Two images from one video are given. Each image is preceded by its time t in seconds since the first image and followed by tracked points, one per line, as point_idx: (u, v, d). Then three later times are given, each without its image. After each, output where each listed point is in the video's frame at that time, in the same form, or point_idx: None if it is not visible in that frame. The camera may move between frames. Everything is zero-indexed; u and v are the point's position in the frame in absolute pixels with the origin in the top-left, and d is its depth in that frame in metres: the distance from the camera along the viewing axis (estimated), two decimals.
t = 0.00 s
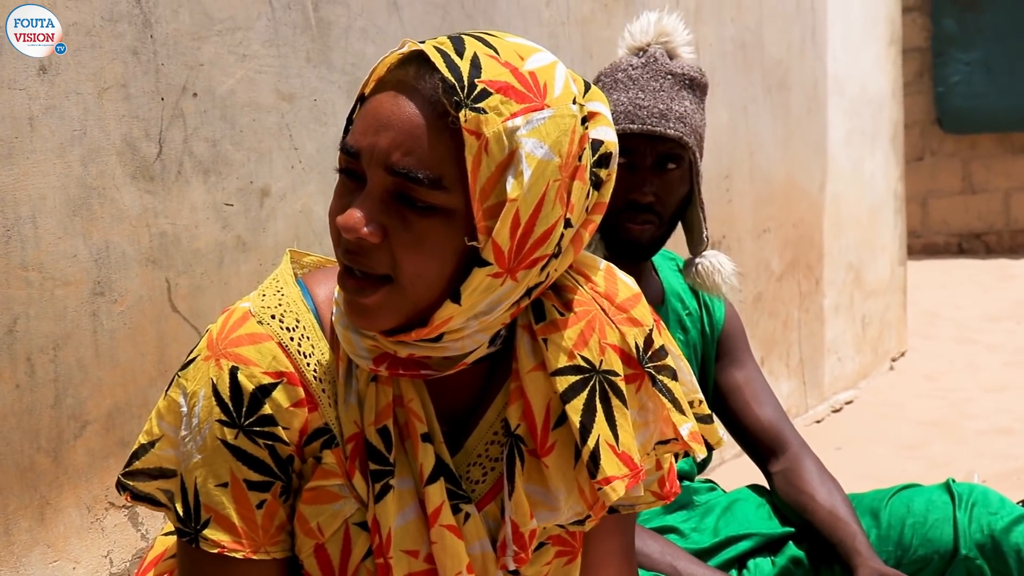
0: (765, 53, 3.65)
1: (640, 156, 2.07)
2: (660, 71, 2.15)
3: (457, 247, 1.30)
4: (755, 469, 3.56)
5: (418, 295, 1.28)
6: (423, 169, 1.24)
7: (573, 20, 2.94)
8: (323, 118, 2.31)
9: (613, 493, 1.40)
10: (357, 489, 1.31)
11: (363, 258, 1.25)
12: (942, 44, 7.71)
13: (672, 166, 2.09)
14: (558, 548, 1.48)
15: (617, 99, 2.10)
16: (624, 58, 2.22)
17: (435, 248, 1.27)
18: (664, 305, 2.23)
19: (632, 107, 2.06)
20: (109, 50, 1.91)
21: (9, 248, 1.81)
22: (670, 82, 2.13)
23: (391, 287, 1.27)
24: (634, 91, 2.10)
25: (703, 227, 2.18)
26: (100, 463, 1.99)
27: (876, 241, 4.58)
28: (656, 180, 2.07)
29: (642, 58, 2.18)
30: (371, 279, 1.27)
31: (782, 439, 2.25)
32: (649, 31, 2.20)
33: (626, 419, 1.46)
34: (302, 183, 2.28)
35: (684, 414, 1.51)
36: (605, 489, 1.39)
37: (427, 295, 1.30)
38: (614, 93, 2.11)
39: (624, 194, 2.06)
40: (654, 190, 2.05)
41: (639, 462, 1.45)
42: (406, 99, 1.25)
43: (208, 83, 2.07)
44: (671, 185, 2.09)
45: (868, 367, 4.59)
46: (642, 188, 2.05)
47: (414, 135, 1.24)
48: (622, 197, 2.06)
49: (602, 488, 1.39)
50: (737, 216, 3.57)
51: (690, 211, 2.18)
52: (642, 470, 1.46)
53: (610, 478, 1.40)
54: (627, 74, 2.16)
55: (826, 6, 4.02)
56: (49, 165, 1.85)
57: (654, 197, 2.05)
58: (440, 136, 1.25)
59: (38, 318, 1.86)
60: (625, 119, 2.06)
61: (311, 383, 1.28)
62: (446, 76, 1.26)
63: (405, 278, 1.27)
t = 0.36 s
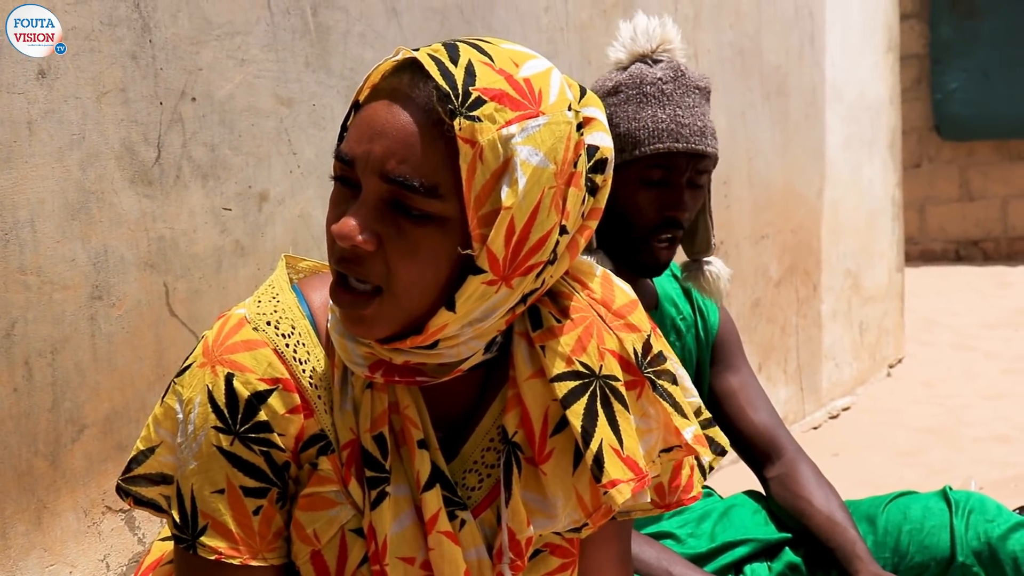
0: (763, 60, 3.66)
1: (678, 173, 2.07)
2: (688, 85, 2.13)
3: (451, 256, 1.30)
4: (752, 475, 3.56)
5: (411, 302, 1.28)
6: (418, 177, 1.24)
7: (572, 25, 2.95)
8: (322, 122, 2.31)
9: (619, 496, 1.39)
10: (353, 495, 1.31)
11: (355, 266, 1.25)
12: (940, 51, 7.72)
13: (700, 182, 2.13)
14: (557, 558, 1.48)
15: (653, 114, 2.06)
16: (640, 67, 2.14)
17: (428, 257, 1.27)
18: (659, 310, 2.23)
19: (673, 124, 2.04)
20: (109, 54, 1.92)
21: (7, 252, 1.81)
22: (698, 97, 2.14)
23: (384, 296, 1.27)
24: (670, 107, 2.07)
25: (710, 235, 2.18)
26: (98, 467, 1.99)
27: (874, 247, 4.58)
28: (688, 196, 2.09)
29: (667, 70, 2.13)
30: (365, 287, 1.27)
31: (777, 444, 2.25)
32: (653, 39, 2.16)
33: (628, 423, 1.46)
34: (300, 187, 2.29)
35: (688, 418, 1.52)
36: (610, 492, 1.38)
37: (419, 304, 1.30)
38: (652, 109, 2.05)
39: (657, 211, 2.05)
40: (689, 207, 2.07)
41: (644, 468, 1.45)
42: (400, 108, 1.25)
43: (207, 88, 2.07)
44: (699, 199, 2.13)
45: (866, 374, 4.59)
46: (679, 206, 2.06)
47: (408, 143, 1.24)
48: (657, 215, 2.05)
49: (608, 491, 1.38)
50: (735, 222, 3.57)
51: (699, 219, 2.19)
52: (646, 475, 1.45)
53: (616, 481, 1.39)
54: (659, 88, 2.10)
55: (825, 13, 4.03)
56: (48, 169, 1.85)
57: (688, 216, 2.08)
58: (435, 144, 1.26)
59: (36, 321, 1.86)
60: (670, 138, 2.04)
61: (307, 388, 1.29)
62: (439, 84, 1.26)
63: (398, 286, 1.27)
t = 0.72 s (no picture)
0: (767, 60, 3.66)
1: (699, 181, 2.12)
2: (707, 93, 2.18)
3: (456, 251, 1.31)
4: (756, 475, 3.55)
5: (410, 296, 1.29)
6: (425, 170, 1.25)
7: (574, 26, 2.95)
8: (325, 123, 2.31)
9: (632, 485, 1.38)
10: (350, 490, 1.34)
11: (355, 256, 1.26)
12: (944, 50, 7.71)
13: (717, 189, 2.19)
14: (558, 558, 1.48)
15: (677, 123, 2.09)
16: (660, 73, 2.16)
17: (429, 250, 1.28)
18: (661, 310, 2.24)
19: (699, 134, 2.09)
20: (111, 55, 1.92)
21: (11, 253, 1.81)
22: (715, 104, 2.19)
23: (383, 287, 1.27)
24: (693, 116, 2.11)
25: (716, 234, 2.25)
26: (102, 467, 1.99)
27: (878, 247, 4.57)
28: (708, 203, 2.14)
29: (688, 78, 2.17)
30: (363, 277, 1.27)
31: (781, 444, 2.25)
32: (668, 42, 2.20)
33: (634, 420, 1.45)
34: (303, 188, 2.29)
35: (682, 424, 1.51)
36: (622, 482, 1.37)
37: (418, 299, 1.30)
38: (677, 119, 2.08)
39: (678, 218, 2.09)
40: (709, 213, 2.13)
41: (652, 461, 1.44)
42: (412, 98, 1.27)
43: (210, 88, 2.07)
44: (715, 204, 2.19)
45: (869, 374, 4.58)
46: (701, 213, 2.10)
47: (417, 134, 1.26)
48: (678, 222, 2.09)
49: (619, 481, 1.37)
50: (739, 223, 3.57)
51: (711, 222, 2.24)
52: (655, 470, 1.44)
53: (627, 471, 1.38)
54: (682, 96, 2.13)
55: (828, 13, 4.02)
56: (51, 170, 1.85)
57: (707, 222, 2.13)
58: (444, 138, 1.27)
59: (39, 322, 1.86)
60: (695, 147, 2.09)
61: (297, 386, 1.32)
62: (452, 79, 1.28)
63: (397, 279, 1.27)
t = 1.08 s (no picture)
0: (765, 63, 3.66)
1: (699, 189, 2.13)
2: (709, 100, 2.19)
3: (442, 250, 1.31)
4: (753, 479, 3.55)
5: (402, 298, 1.29)
6: (409, 172, 1.26)
7: (573, 28, 2.95)
8: (323, 126, 2.31)
9: (626, 482, 1.38)
10: (344, 496, 1.34)
11: (347, 261, 1.26)
12: (943, 54, 7.71)
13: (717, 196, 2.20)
14: (553, 558, 1.47)
15: (679, 130, 2.10)
16: (662, 78, 2.17)
17: (418, 252, 1.28)
18: (658, 314, 2.23)
19: (700, 142, 2.10)
20: (108, 57, 1.91)
21: (7, 255, 1.81)
22: (717, 112, 2.20)
23: (374, 293, 1.28)
24: (695, 123, 2.12)
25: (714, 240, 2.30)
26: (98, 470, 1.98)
27: (876, 251, 4.57)
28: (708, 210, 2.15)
29: (691, 85, 2.18)
30: (356, 284, 1.28)
31: (778, 448, 2.25)
32: (671, 47, 2.20)
33: (628, 417, 1.45)
34: (301, 191, 2.28)
35: (672, 423, 1.50)
36: (617, 479, 1.38)
37: (412, 300, 1.31)
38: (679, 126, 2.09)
39: (678, 223, 2.10)
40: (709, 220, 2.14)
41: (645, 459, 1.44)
42: (392, 102, 1.27)
43: (208, 90, 2.07)
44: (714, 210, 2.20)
45: (867, 378, 4.58)
46: (700, 220, 2.11)
47: (398, 137, 1.26)
48: (678, 228, 2.10)
49: (615, 478, 1.38)
50: (737, 226, 3.57)
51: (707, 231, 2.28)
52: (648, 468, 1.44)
53: (622, 468, 1.39)
54: (684, 103, 2.14)
55: (827, 16, 4.03)
56: (48, 173, 1.85)
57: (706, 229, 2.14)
58: (425, 140, 1.28)
59: (36, 325, 1.86)
60: (696, 155, 2.10)
61: (291, 395, 1.32)
62: (432, 80, 1.28)
63: (390, 283, 1.28)
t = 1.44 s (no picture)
0: (758, 69, 3.67)
1: (690, 195, 2.13)
2: (702, 107, 2.18)
3: (429, 256, 1.31)
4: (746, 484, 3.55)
5: (392, 304, 1.30)
6: (398, 177, 1.26)
7: (565, 34, 2.95)
8: (314, 131, 2.31)
9: (600, 503, 1.39)
10: (332, 505, 1.34)
11: (336, 266, 1.27)
12: (936, 60, 7.73)
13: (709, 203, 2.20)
14: (542, 565, 1.49)
15: (670, 137, 2.10)
16: (655, 86, 2.17)
17: (407, 254, 1.29)
18: (651, 320, 2.25)
19: (691, 148, 2.10)
20: (100, 63, 1.92)
21: None
22: (709, 118, 2.19)
23: (367, 301, 1.29)
24: (686, 130, 2.12)
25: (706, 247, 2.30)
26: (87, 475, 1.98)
27: (869, 256, 4.58)
28: (698, 217, 2.15)
29: (682, 92, 2.17)
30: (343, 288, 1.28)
31: (770, 454, 2.25)
32: (663, 54, 2.20)
33: (610, 430, 1.45)
34: (293, 197, 2.28)
35: (656, 432, 1.51)
36: (592, 499, 1.39)
37: (400, 307, 1.31)
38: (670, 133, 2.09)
39: (669, 230, 2.11)
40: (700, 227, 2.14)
41: (624, 474, 1.45)
42: (381, 108, 1.27)
43: (199, 96, 2.07)
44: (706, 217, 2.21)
45: (860, 383, 4.59)
46: (691, 226, 2.11)
47: (387, 143, 1.26)
48: (668, 235, 2.11)
49: (590, 498, 1.39)
50: (730, 232, 3.57)
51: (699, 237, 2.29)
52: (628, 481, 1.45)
53: (597, 488, 1.39)
54: (676, 110, 2.14)
55: (820, 22, 4.04)
56: (39, 178, 1.85)
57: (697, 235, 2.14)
58: (414, 145, 1.28)
59: (26, 330, 1.86)
60: (687, 162, 2.09)
61: (277, 404, 1.32)
62: (420, 86, 1.28)
63: (379, 287, 1.28)
